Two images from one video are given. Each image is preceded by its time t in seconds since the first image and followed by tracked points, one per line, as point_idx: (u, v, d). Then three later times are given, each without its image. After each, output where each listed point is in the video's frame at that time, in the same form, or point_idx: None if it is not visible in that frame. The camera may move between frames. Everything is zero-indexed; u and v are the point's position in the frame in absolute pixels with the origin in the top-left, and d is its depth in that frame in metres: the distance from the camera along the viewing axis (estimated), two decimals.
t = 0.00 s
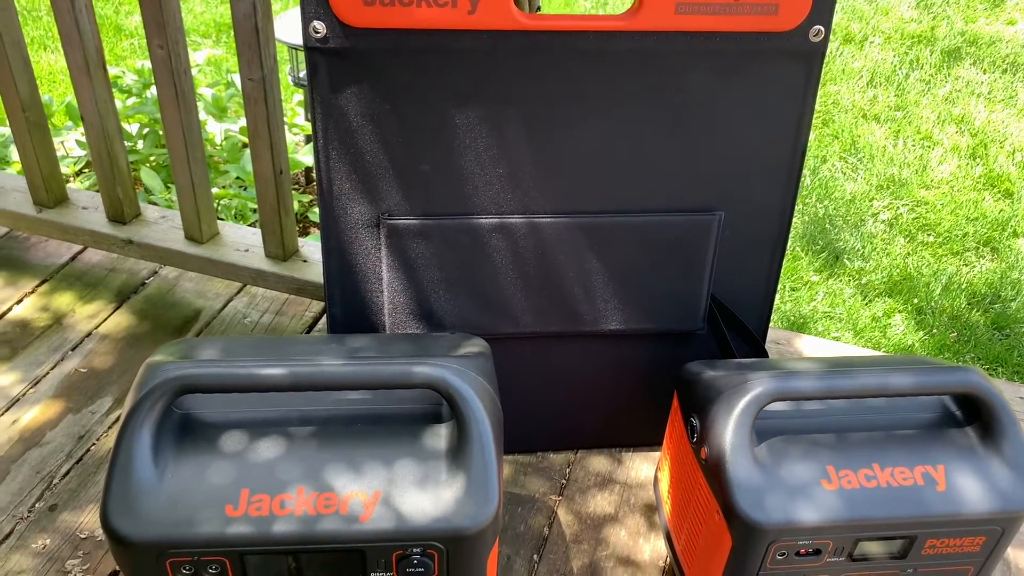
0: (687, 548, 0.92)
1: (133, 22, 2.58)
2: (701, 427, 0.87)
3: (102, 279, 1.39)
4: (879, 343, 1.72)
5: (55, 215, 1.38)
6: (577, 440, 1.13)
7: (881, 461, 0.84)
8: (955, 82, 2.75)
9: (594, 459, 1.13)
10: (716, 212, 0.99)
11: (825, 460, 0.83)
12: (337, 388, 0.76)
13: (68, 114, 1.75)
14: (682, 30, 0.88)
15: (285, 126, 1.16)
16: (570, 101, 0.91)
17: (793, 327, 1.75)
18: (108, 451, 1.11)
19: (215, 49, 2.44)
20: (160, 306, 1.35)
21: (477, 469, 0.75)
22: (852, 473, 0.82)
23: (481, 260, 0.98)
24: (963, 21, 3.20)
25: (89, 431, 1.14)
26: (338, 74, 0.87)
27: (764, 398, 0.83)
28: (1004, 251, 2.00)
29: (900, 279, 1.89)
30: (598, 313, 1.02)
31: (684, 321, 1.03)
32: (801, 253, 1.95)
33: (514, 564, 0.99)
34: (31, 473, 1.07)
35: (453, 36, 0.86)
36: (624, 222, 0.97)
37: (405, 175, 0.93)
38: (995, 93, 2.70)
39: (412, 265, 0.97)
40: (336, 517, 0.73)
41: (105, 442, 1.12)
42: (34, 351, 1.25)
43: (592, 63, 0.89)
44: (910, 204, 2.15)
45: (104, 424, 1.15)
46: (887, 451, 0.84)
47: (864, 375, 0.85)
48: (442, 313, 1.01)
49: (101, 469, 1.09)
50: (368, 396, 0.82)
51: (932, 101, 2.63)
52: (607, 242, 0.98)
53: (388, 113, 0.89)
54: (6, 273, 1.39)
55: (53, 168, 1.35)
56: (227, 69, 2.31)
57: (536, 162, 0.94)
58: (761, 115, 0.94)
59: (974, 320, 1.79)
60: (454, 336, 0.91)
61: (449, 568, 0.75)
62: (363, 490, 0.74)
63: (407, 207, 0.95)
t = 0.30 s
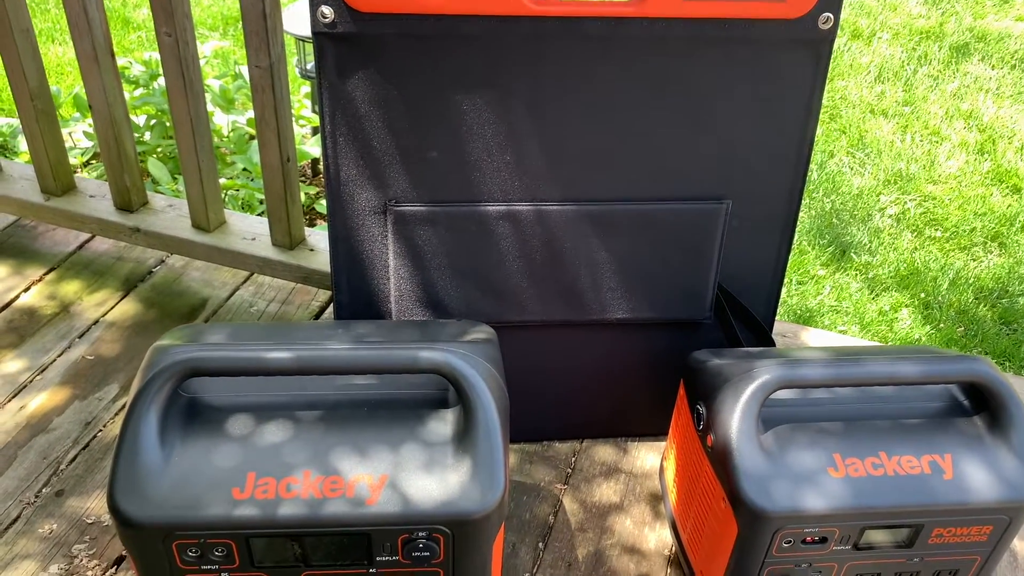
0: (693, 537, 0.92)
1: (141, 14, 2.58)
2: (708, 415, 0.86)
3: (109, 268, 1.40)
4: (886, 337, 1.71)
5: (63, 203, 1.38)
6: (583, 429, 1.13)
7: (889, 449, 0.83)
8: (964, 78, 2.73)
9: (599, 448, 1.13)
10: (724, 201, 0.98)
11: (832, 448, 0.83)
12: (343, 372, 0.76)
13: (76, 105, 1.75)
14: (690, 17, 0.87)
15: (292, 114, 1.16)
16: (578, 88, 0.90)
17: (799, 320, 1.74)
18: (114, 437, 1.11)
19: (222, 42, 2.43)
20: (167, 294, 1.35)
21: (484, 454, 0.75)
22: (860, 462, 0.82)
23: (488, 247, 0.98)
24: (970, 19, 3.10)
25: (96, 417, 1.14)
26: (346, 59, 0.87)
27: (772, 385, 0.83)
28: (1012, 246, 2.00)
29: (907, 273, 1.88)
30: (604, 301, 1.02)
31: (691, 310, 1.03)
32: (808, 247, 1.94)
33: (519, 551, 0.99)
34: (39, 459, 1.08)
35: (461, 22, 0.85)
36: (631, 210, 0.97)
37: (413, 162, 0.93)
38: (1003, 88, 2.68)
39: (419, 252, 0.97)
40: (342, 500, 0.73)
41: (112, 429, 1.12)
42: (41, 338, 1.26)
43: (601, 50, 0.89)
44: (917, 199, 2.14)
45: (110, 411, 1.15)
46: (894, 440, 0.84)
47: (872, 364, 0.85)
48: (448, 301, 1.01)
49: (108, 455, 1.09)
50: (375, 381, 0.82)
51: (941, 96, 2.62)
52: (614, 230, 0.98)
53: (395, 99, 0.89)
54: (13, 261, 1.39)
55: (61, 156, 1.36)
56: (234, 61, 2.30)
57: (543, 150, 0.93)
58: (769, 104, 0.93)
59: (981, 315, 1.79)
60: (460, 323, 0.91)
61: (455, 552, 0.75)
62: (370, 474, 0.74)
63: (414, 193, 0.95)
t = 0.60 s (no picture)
0: (695, 525, 0.92)
1: (147, 6, 2.57)
2: (711, 402, 0.86)
3: (113, 257, 1.40)
4: (890, 331, 1.71)
5: (68, 191, 1.39)
6: (586, 419, 1.13)
7: (892, 438, 0.83)
8: (970, 73, 2.71)
9: (602, 438, 1.13)
10: (728, 189, 0.98)
11: (836, 437, 0.83)
12: (346, 356, 0.76)
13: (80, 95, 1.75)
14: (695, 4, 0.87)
15: (297, 102, 1.16)
16: (582, 74, 0.90)
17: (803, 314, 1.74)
18: (118, 425, 1.12)
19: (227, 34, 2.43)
20: (171, 283, 1.35)
21: (487, 438, 0.75)
22: (863, 450, 0.82)
23: (492, 235, 0.97)
24: (978, 12, 3.09)
25: (99, 405, 1.14)
26: (350, 45, 0.87)
27: (775, 372, 0.83)
28: (1018, 241, 1.99)
29: (912, 268, 1.88)
30: (608, 290, 1.02)
31: (694, 299, 1.03)
32: (813, 241, 1.94)
33: (521, 539, 0.99)
34: (42, 445, 1.08)
35: (465, 7, 0.85)
36: (636, 198, 0.96)
37: (417, 149, 0.93)
38: (1011, 84, 2.66)
39: (423, 240, 0.97)
40: (345, 484, 0.73)
41: (115, 416, 1.13)
42: (45, 326, 1.26)
43: (606, 36, 0.88)
44: (923, 193, 2.13)
45: (114, 398, 1.15)
46: (898, 428, 0.84)
47: (877, 352, 0.84)
48: (452, 289, 1.01)
49: (111, 442, 1.09)
50: (378, 367, 0.82)
51: (947, 91, 2.60)
52: (618, 218, 0.97)
53: (400, 85, 0.89)
54: (18, 250, 1.40)
55: (66, 143, 1.36)
56: (239, 53, 2.30)
57: (547, 137, 0.93)
58: (774, 92, 0.93)
59: (986, 309, 1.78)
60: (464, 310, 0.91)
61: (457, 537, 0.76)
62: (373, 458, 0.74)
63: (418, 181, 0.94)
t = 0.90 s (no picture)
0: (697, 514, 0.92)
1: None
2: (713, 391, 0.86)
3: (116, 246, 1.40)
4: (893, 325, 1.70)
5: (71, 180, 1.39)
6: (588, 409, 1.13)
7: (895, 427, 0.83)
8: (976, 69, 2.70)
9: (604, 428, 1.13)
10: (731, 178, 0.98)
11: (838, 425, 0.82)
12: (348, 341, 0.76)
13: (84, 86, 1.75)
14: None
15: (300, 90, 1.16)
16: (585, 61, 0.90)
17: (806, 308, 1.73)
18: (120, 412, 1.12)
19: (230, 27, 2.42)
20: (174, 273, 1.35)
21: (488, 424, 0.75)
22: (865, 439, 0.82)
23: (494, 223, 0.97)
24: (984, 7, 3.08)
25: (102, 392, 1.14)
26: (353, 31, 0.87)
27: (778, 360, 0.82)
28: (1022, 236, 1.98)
29: (916, 262, 1.87)
30: (610, 280, 1.02)
31: (697, 289, 1.03)
32: (816, 235, 1.93)
33: (522, 528, 0.99)
34: (45, 433, 1.08)
35: None
36: (638, 187, 0.96)
37: (419, 136, 0.93)
38: (1016, 79, 2.65)
39: (425, 228, 0.97)
40: (346, 469, 0.73)
41: (118, 403, 1.13)
42: (48, 315, 1.26)
43: (609, 22, 0.88)
44: (927, 188, 2.13)
45: (116, 386, 1.15)
46: (901, 417, 0.84)
47: (880, 340, 0.84)
48: (454, 277, 1.00)
49: (114, 429, 1.09)
50: (379, 353, 0.82)
51: (952, 87, 2.59)
52: (620, 207, 0.97)
53: (402, 72, 0.89)
54: (21, 239, 1.40)
55: (69, 132, 1.36)
56: (243, 46, 2.29)
57: (550, 125, 0.93)
58: (778, 80, 0.93)
59: (990, 304, 1.78)
60: (465, 297, 0.91)
61: (458, 522, 0.76)
62: (374, 443, 0.74)
63: (420, 168, 0.94)
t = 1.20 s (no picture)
0: (698, 502, 0.92)
1: None
2: (714, 378, 0.86)
3: (119, 236, 1.40)
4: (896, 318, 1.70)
5: (74, 170, 1.39)
6: (589, 398, 1.13)
7: (896, 414, 0.83)
8: (980, 64, 2.69)
9: (605, 417, 1.13)
10: (733, 166, 0.97)
11: (840, 412, 0.82)
12: (348, 326, 0.76)
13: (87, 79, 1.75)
14: None
15: (302, 78, 1.16)
16: (587, 48, 0.90)
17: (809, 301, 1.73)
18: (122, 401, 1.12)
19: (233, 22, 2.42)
20: (177, 262, 1.35)
21: (489, 409, 0.75)
22: (866, 426, 0.82)
23: (495, 211, 0.97)
24: (988, 2, 3.06)
25: (104, 380, 1.14)
26: (354, 17, 0.87)
27: (779, 347, 0.82)
28: None
29: (919, 256, 1.87)
30: (612, 268, 1.02)
31: (698, 278, 1.03)
32: (819, 229, 1.93)
33: (523, 516, 0.99)
34: (47, 420, 1.08)
35: None
36: (640, 175, 0.96)
37: (421, 123, 0.92)
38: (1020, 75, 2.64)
39: (426, 215, 0.97)
40: (347, 453, 0.73)
41: (120, 392, 1.13)
42: (51, 304, 1.26)
43: (611, 9, 0.88)
44: (930, 182, 2.12)
45: (118, 374, 1.16)
46: (902, 404, 0.83)
47: (882, 327, 0.84)
48: (455, 265, 1.00)
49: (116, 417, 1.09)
50: (380, 339, 0.82)
51: (955, 82, 2.58)
52: (621, 194, 0.97)
53: (403, 58, 0.89)
54: (24, 229, 1.40)
55: (72, 122, 1.36)
56: (245, 40, 2.29)
57: (551, 112, 0.93)
58: (780, 67, 0.92)
59: (993, 298, 1.77)
60: (467, 284, 0.90)
61: (458, 507, 0.76)
62: (374, 428, 0.74)
63: (422, 155, 0.94)
